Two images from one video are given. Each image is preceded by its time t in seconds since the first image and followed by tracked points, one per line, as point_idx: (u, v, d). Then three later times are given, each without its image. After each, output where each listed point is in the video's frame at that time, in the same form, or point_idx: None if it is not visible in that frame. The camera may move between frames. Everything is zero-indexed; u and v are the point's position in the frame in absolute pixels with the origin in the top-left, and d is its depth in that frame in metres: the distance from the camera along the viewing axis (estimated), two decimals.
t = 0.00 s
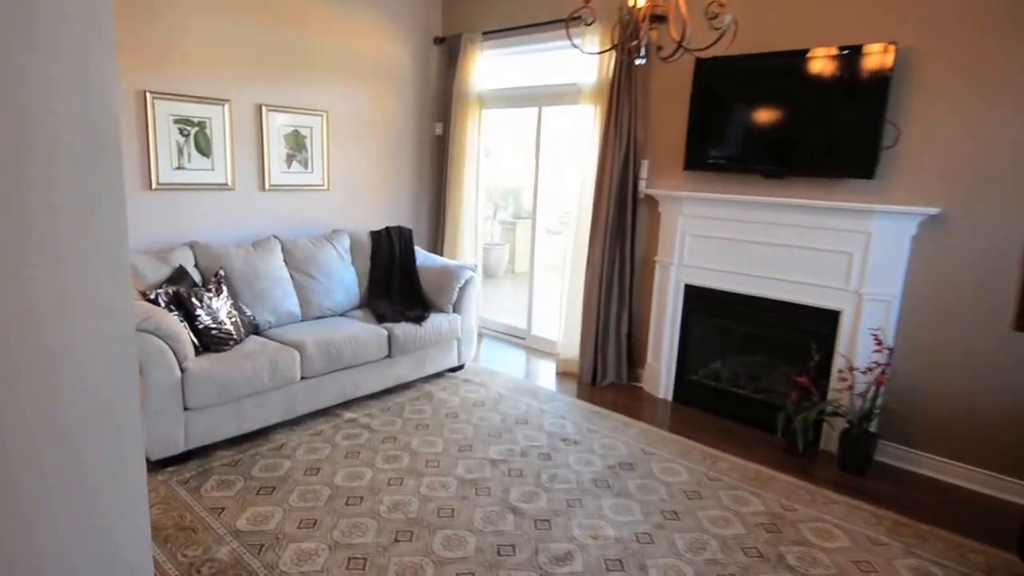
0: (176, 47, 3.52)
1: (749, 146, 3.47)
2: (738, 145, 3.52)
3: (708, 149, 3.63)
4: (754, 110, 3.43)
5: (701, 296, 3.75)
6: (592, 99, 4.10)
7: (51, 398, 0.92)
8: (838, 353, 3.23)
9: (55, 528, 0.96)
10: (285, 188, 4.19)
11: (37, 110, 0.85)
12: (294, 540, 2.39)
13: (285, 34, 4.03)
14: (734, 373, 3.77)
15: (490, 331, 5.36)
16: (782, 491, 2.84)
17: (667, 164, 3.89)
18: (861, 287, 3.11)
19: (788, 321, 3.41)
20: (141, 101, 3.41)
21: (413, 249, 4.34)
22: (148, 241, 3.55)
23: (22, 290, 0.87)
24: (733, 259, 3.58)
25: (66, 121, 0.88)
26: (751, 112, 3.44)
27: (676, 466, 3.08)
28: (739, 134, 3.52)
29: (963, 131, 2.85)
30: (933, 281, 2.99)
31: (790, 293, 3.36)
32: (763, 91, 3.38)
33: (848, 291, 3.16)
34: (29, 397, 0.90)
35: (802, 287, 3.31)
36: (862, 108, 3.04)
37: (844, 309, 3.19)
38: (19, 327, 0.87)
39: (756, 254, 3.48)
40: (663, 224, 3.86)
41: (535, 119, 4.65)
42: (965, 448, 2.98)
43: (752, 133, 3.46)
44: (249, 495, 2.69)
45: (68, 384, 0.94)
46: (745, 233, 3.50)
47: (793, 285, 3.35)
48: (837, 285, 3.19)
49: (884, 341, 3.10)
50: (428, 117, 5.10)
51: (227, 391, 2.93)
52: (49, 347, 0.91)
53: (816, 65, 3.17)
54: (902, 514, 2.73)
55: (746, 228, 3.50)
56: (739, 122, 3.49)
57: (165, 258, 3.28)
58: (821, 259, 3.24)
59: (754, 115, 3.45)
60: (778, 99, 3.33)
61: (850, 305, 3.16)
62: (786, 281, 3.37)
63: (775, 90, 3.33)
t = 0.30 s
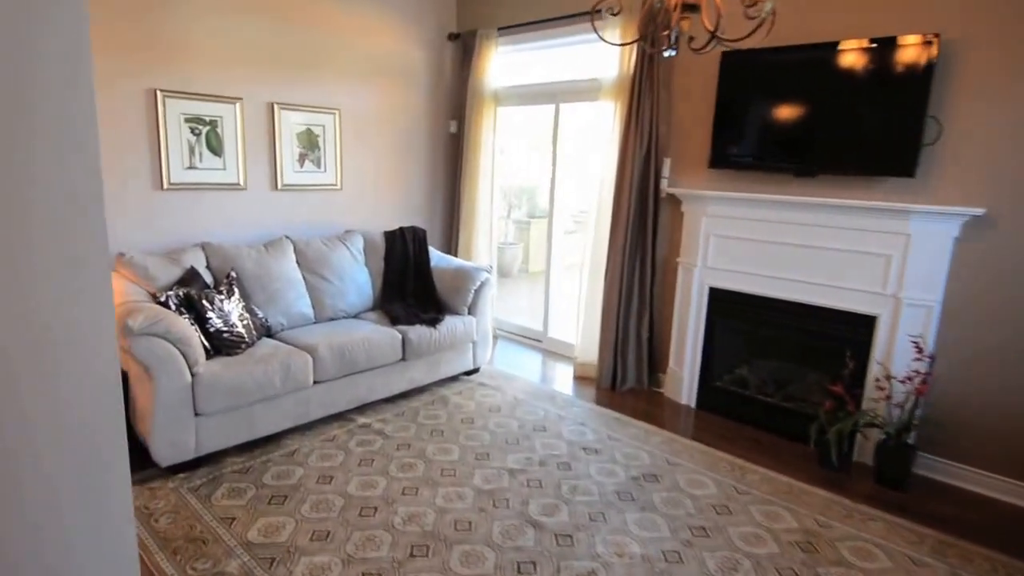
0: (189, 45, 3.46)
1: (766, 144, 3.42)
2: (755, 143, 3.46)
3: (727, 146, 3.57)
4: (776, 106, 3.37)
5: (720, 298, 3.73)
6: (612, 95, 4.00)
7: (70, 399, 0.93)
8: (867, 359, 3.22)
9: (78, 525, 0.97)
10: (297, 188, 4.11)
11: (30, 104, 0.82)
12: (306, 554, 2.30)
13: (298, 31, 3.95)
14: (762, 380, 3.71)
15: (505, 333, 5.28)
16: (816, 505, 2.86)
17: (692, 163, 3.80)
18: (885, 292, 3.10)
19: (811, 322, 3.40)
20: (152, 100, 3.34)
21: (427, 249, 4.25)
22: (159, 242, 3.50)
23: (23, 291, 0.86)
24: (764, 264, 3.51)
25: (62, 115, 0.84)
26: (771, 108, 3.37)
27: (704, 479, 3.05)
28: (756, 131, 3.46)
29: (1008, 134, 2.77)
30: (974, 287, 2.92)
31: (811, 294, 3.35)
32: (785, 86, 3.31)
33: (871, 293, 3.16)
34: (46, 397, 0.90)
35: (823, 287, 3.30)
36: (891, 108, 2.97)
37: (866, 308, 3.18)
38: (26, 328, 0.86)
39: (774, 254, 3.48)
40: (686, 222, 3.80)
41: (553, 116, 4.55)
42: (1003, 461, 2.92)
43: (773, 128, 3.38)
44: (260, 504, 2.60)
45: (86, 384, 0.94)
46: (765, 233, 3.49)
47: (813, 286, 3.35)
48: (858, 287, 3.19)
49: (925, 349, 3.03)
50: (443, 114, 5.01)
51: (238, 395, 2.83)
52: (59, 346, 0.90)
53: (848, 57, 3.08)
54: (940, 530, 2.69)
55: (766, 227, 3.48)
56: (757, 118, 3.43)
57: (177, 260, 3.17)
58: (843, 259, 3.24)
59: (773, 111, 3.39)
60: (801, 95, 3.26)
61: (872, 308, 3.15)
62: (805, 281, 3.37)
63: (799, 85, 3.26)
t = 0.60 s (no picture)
0: (202, 43, 3.40)
1: (790, 140, 3.33)
2: (775, 142, 3.39)
3: (749, 145, 3.50)
4: (798, 103, 3.29)
5: (743, 301, 3.70)
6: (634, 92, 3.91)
7: (71, 402, 0.89)
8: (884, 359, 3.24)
9: (80, 523, 0.92)
10: (310, 188, 4.03)
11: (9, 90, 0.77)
12: (318, 568, 2.20)
13: (312, 27, 3.88)
14: (792, 387, 3.72)
15: (521, 336, 5.20)
16: (851, 523, 2.77)
17: (716, 162, 3.71)
18: (894, 292, 3.11)
19: (819, 322, 3.42)
20: (163, 98, 3.28)
21: (442, 249, 4.15)
22: (170, 242, 3.43)
23: None
24: (794, 268, 3.46)
25: (49, 101, 0.80)
26: (796, 105, 3.29)
27: (732, 493, 2.97)
28: (779, 129, 3.38)
29: None
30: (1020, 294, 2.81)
31: (837, 298, 3.32)
32: (811, 83, 3.23)
33: (881, 294, 3.16)
34: (40, 402, 0.86)
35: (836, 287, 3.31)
36: (924, 104, 2.88)
37: (880, 310, 3.16)
38: (18, 329, 0.82)
39: (796, 256, 3.45)
40: (710, 224, 3.77)
41: (571, 113, 4.47)
42: None
43: (798, 125, 3.30)
44: (271, 514, 2.50)
45: (89, 385, 0.90)
46: (786, 235, 3.47)
47: (838, 289, 3.31)
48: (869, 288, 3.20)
49: (968, 357, 2.91)
50: (459, 112, 4.92)
51: (249, 400, 2.73)
52: (59, 346, 0.86)
53: (883, 51, 2.98)
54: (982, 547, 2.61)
55: (784, 228, 3.47)
56: (780, 116, 3.35)
57: (188, 261, 3.09)
58: (855, 260, 3.24)
59: (798, 108, 3.30)
60: (827, 91, 3.18)
61: (884, 309, 3.16)
62: (817, 282, 3.39)
63: (826, 81, 3.17)
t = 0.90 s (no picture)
0: (213, 39, 3.33)
1: (817, 137, 3.25)
2: (800, 139, 3.31)
3: (775, 143, 3.41)
4: (825, 101, 3.21)
5: (773, 304, 3.55)
6: (656, 89, 3.84)
7: (71, 400, 0.89)
8: (891, 359, 3.23)
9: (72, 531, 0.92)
10: (324, 186, 3.96)
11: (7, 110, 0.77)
12: None
13: (327, 22, 3.80)
14: (823, 397, 3.57)
15: (538, 340, 5.09)
16: (889, 540, 2.62)
17: (746, 159, 3.63)
18: (903, 291, 3.06)
19: (824, 322, 3.38)
20: (174, 95, 3.21)
21: (457, 249, 4.05)
22: (181, 241, 3.37)
23: None
24: (827, 271, 3.31)
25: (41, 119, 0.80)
26: (824, 102, 3.21)
27: (762, 508, 2.82)
28: (804, 127, 3.31)
29: None
30: None
31: (865, 300, 3.19)
32: (840, 79, 3.14)
33: (891, 294, 3.11)
34: (45, 401, 0.87)
35: (856, 288, 3.21)
36: (958, 98, 2.79)
37: (910, 313, 3.05)
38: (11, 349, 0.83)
39: (830, 257, 3.30)
40: (737, 223, 3.64)
41: (591, 109, 4.37)
42: None
43: (824, 121, 3.22)
44: (281, 524, 2.40)
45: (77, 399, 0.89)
46: (816, 236, 3.33)
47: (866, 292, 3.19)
48: (878, 288, 3.14)
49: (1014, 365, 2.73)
50: (474, 110, 4.83)
51: (259, 406, 2.64)
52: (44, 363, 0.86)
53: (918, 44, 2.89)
54: None
55: (817, 228, 3.32)
56: (807, 113, 3.27)
57: (199, 262, 3.01)
58: (864, 259, 3.18)
59: (824, 106, 3.23)
60: (855, 88, 3.10)
61: (892, 309, 3.10)
62: (827, 283, 3.32)
63: (854, 78, 3.09)
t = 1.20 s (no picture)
0: (224, 34, 3.26)
1: (841, 135, 3.17)
2: (827, 135, 3.22)
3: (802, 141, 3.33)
4: (849, 97, 3.12)
5: (805, 308, 3.44)
6: (682, 84, 3.73)
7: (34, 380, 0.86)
8: (892, 359, 3.24)
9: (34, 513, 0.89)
10: (338, 185, 3.87)
11: None
12: None
13: (341, 17, 3.72)
14: (856, 407, 3.47)
15: (554, 343, 4.99)
16: (931, 561, 2.46)
17: (775, 156, 3.52)
18: (937, 296, 2.94)
19: (838, 324, 3.33)
20: (185, 91, 3.15)
21: (473, 250, 3.95)
22: (193, 241, 3.31)
23: None
24: (859, 273, 3.20)
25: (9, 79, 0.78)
26: (849, 99, 3.12)
27: (794, 523, 2.67)
28: (828, 123, 3.23)
29: None
30: None
31: (889, 302, 3.11)
32: (863, 74, 3.07)
33: (914, 297, 3.02)
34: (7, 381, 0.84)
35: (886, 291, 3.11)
36: (984, 91, 2.71)
37: (934, 317, 2.95)
38: None
39: (865, 259, 3.18)
40: (767, 222, 3.53)
41: (612, 105, 4.29)
42: None
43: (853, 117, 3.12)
44: (292, 534, 2.31)
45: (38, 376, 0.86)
46: (850, 238, 3.22)
47: (891, 294, 3.10)
48: (900, 290, 3.06)
49: None
50: (491, 107, 4.73)
51: (270, 411, 2.56)
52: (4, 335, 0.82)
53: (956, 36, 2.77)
54: None
55: (854, 229, 3.19)
56: (830, 109, 3.19)
57: (210, 262, 2.94)
58: (885, 260, 3.11)
59: (850, 103, 3.14)
60: (882, 83, 3.01)
61: (911, 311, 3.03)
62: (845, 283, 3.25)
63: (879, 72, 3.01)
